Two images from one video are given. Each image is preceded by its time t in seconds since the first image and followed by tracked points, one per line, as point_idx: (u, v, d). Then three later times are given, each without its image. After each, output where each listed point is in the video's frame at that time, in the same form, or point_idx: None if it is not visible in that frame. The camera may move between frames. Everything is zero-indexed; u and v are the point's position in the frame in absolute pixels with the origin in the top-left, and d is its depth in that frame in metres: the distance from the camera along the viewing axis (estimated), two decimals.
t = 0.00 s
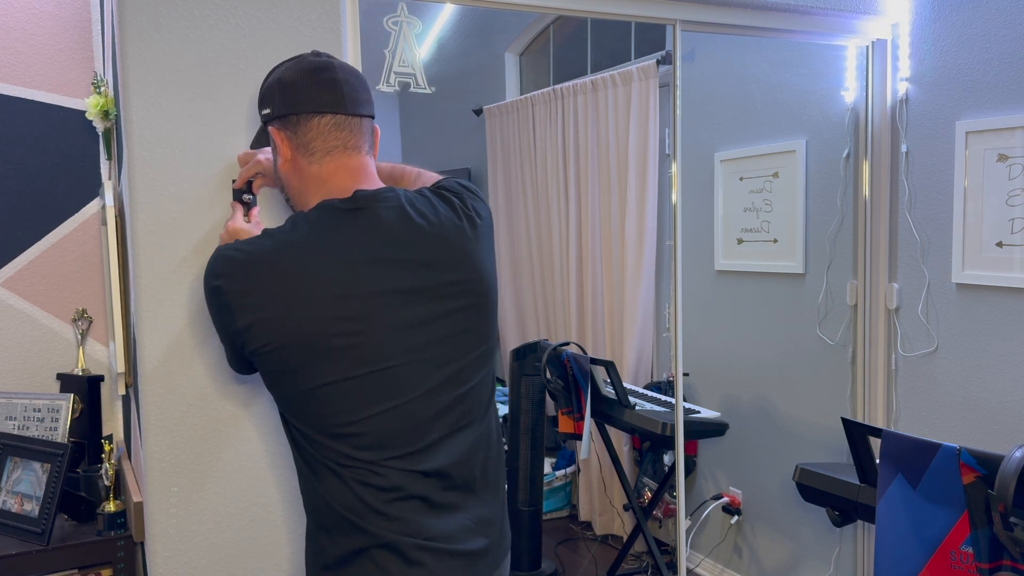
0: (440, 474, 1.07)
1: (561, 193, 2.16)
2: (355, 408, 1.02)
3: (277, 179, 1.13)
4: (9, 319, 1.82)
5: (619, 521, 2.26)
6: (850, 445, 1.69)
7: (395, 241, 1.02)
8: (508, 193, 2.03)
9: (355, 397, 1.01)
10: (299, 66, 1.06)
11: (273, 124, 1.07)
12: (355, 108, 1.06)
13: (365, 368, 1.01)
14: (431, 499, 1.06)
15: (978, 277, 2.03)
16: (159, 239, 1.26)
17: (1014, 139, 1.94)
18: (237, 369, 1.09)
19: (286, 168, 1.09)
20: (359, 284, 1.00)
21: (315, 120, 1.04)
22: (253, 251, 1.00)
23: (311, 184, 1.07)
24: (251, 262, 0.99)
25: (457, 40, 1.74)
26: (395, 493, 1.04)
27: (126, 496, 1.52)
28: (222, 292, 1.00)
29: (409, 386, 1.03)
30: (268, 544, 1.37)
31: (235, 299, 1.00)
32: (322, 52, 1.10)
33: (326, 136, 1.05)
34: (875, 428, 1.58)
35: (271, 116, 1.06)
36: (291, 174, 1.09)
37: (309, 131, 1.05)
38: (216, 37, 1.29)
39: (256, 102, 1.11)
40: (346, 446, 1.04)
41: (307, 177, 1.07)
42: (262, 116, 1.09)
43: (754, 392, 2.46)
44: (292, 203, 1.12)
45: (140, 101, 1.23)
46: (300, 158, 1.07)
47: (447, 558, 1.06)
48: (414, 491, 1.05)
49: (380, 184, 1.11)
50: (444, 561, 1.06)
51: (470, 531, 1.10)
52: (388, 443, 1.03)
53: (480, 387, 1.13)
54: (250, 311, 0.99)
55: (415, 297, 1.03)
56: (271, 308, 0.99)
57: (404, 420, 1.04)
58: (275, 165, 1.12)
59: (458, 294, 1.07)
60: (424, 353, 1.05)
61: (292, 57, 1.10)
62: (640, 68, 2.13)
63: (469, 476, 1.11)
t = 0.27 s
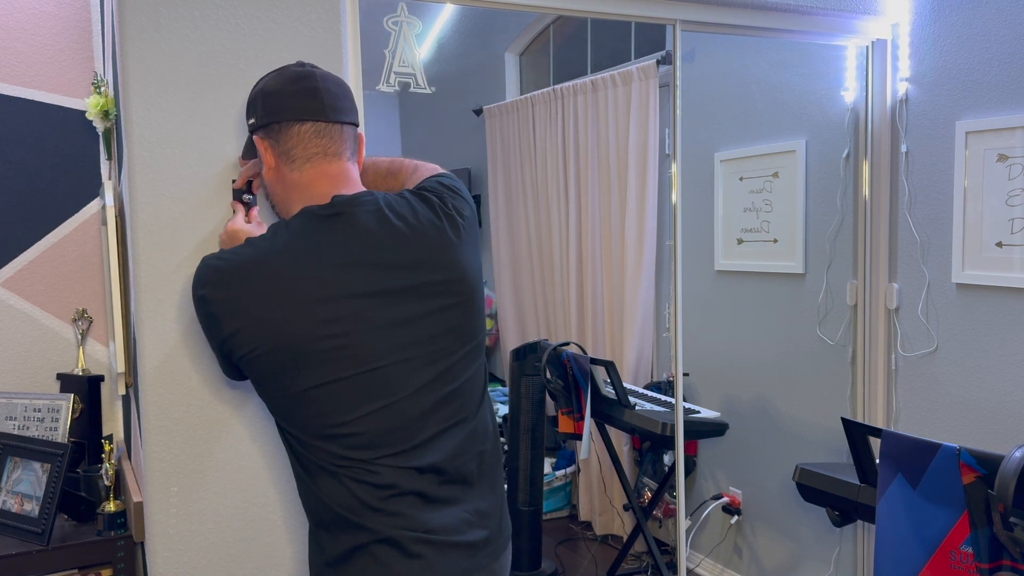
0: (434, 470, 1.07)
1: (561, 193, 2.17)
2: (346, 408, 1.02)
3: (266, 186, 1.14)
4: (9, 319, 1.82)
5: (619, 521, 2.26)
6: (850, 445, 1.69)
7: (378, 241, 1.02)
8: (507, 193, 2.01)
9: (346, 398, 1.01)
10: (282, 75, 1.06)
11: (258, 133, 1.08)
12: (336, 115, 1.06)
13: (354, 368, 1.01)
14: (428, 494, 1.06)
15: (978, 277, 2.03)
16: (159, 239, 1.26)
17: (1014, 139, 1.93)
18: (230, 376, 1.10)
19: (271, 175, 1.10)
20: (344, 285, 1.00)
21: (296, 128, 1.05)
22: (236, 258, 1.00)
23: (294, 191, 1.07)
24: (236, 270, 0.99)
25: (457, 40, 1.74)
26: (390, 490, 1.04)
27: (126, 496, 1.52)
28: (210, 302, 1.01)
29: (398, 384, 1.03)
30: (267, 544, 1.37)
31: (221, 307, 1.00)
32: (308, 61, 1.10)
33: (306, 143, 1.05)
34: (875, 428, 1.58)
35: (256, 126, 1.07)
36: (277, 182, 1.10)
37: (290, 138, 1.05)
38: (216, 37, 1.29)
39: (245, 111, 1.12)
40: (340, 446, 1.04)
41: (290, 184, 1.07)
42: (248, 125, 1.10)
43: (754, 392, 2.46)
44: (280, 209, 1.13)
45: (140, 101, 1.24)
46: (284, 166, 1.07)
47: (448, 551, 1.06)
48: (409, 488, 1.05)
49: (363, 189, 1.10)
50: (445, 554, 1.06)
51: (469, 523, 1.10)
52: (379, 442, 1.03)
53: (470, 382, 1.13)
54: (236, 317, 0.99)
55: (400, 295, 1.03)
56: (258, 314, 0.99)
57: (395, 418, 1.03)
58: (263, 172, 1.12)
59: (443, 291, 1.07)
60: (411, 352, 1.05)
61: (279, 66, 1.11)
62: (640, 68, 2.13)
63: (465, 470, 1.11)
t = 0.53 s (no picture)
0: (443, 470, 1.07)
1: (561, 193, 2.16)
2: (356, 407, 1.02)
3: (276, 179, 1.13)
4: (9, 319, 1.82)
5: (619, 521, 2.26)
6: (850, 445, 1.70)
7: (390, 239, 1.02)
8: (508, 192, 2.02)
9: (356, 396, 1.01)
10: (297, 67, 1.06)
11: (271, 125, 1.07)
12: (352, 109, 1.06)
13: (364, 366, 1.01)
14: (436, 495, 1.06)
15: (978, 278, 2.03)
16: (159, 239, 1.26)
17: (1014, 139, 1.93)
18: (240, 371, 1.10)
19: (284, 169, 1.09)
20: (356, 283, 1.00)
21: (313, 121, 1.05)
22: (249, 252, 1.00)
23: (308, 185, 1.07)
24: (249, 266, 0.99)
25: (457, 40, 1.74)
26: (399, 491, 1.04)
27: (126, 496, 1.52)
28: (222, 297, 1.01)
29: (409, 384, 1.03)
30: (267, 544, 1.37)
31: (234, 302, 1.00)
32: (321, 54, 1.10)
33: (323, 137, 1.05)
34: (875, 428, 1.58)
35: (269, 118, 1.07)
36: (290, 175, 1.09)
37: (306, 131, 1.05)
38: (216, 37, 1.29)
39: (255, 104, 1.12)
40: (349, 444, 1.04)
41: (304, 178, 1.07)
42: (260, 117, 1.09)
43: (754, 392, 2.47)
44: (291, 203, 1.13)
45: (140, 101, 1.24)
46: (298, 159, 1.07)
47: (454, 553, 1.06)
48: (417, 487, 1.04)
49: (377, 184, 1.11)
50: (451, 556, 1.06)
51: (475, 526, 1.10)
52: (389, 441, 1.03)
53: (482, 382, 1.13)
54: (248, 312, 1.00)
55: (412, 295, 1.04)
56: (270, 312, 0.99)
57: (405, 418, 1.03)
58: (274, 166, 1.12)
59: (455, 290, 1.07)
60: (423, 351, 1.05)
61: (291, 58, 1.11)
62: (640, 68, 2.14)
63: (474, 470, 1.11)
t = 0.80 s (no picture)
0: (455, 468, 1.07)
1: (561, 193, 2.16)
2: (370, 404, 1.02)
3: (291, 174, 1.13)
4: (9, 319, 1.82)
5: (619, 521, 2.26)
6: (851, 445, 1.70)
7: (406, 237, 1.02)
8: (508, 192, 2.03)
9: (369, 393, 1.01)
10: (316, 62, 1.06)
11: (289, 120, 1.07)
12: (372, 106, 1.06)
13: (378, 364, 1.01)
14: (447, 493, 1.06)
15: (978, 278, 2.03)
16: (159, 238, 1.26)
17: (1014, 139, 1.93)
18: (250, 365, 1.09)
19: (301, 163, 1.09)
20: (371, 280, 1.00)
21: (332, 117, 1.04)
22: (268, 247, 1.00)
23: (327, 180, 1.07)
24: (266, 261, 0.99)
25: (457, 40, 1.74)
26: (410, 489, 1.04)
27: (126, 496, 1.52)
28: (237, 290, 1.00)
29: (422, 381, 1.03)
30: (268, 544, 1.37)
31: (249, 297, 1.00)
32: (339, 49, 1.10)
33: (342, 133, 1.05)
34: (875, 428, 1.58)
35: (288, 111, 1.06)
36: (306, 170, 1.09)
37: (326, 127, 1.05)
38: (216, 37, 1.29)
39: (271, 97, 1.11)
40: (362, 441, 1.04)
41: (322, 174, 1.07)
42: (277, 111, 1.09)
43: (753, 392, 2.47)
44: (306, 198, 1.12)
45: (140, 101, 1.23)
46: (316, 154, 1.07)
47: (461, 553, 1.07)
48: (428, 485, 1.05)
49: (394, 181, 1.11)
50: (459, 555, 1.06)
51: (482, 525, 1.11)
52: (402, 438, 1.03)
53: (493, 381, 1.13)
54: (266, 307, 0.99)
55: (426, 292, 1.03)
56: (285, 307, 0.99)
57: (418, 416, 1.03)
58: (290, 160, 1.11)
59: (469, 289, 1.07)
60: (437, 349, 1.04)
61: (308, 52, 1.10)
62: (640, 68, 2.13)
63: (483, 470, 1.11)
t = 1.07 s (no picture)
0: (458, 462, 1.07)
1: (561, 194, 2.15)
2: (372, 401, 1.02)
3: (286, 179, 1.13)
4: (9, 319, 1.82)
5: (619, 522, 2.26)
6: (851, 445, 1.69)
7: (405, 234, 1.02)
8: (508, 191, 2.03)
9: (371, 390, 1.01)
10: (312, 68, 1.07)
11: (285, 125, 1.07)
12: (367, 110, 1.07)
13: (380, 360, 1.01)
14: (452, 486, 1.06)
15: (978, 278, 2.03)
16: (159, 238, 1.26)
17: (1014, 139, 1.93)
18: (253, 367, 1.10)
19: (297, 167, 1.09)
20: (373, 277, 1.00)
21: (328, 121, 1.05)
22: (269, 249, 1.00)
23: (322, 184, 1.07)
24: (267, 261, 0.99)
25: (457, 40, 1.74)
26: (415, 484, 1.04)
27: (126, 496, 1.52)
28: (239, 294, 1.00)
29: (424, 377, 1.03)
30: (268, 543, 1.37)
31: (251, 298, 1.00)
32: (334, 56, 1.11)
33: (338, 137, 1.05)
34: (875, 428, 1.58)
35: (284, 116, 1.07)
36: (302, 174, 1.09)
37: (322, 131, 1.05)
38: (216, 37, 1.29)
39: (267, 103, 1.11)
40: (366, 438, 1.04)
41: (318, 178, 1.07)
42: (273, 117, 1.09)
43: (754, 392, 2.47)
44: (302, 203, 1.12)
45: (140, 101, 1.23)
46: (312, 158, 1.07)
47: (469, 545, 1.06)
48: (433, 480, 1.05)
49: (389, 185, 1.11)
50: (467, 548, 1.06)
51: (489, 517, 1.11)
52: (405, 434, 1.03)
53: (493, 376, 1.13)
54: (269, 308, 0.99)
55: (427, 288, 1.04)
56: (287, 307, 0.99)
57: (421, 412, 1.04)
58: (286, 165, 1.11)
59: (468, 284, 1.07)
60: (437, 345, 1.05)
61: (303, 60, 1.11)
62: (640, 68, 2.14)
63: (487, 463, 1.11)
